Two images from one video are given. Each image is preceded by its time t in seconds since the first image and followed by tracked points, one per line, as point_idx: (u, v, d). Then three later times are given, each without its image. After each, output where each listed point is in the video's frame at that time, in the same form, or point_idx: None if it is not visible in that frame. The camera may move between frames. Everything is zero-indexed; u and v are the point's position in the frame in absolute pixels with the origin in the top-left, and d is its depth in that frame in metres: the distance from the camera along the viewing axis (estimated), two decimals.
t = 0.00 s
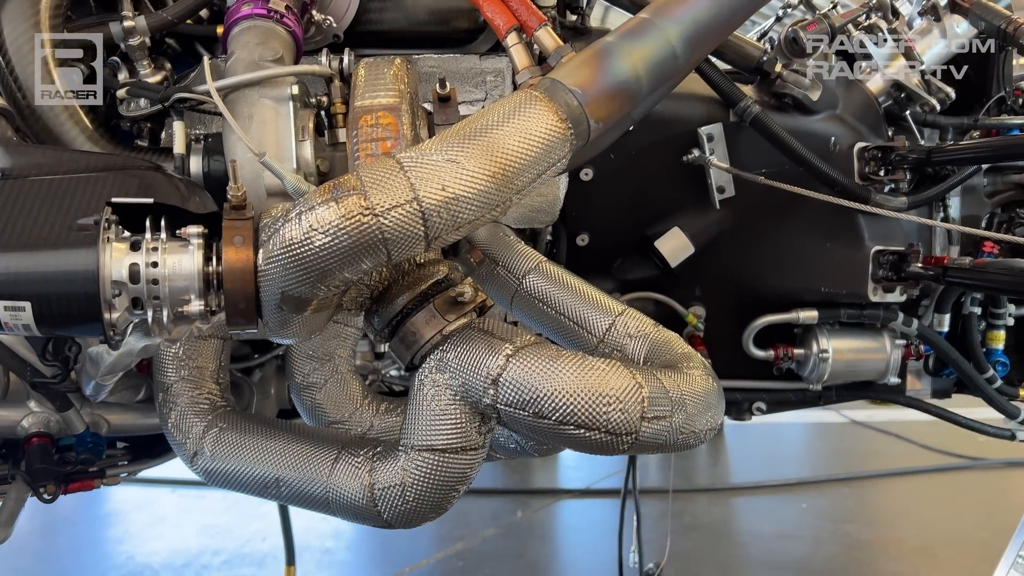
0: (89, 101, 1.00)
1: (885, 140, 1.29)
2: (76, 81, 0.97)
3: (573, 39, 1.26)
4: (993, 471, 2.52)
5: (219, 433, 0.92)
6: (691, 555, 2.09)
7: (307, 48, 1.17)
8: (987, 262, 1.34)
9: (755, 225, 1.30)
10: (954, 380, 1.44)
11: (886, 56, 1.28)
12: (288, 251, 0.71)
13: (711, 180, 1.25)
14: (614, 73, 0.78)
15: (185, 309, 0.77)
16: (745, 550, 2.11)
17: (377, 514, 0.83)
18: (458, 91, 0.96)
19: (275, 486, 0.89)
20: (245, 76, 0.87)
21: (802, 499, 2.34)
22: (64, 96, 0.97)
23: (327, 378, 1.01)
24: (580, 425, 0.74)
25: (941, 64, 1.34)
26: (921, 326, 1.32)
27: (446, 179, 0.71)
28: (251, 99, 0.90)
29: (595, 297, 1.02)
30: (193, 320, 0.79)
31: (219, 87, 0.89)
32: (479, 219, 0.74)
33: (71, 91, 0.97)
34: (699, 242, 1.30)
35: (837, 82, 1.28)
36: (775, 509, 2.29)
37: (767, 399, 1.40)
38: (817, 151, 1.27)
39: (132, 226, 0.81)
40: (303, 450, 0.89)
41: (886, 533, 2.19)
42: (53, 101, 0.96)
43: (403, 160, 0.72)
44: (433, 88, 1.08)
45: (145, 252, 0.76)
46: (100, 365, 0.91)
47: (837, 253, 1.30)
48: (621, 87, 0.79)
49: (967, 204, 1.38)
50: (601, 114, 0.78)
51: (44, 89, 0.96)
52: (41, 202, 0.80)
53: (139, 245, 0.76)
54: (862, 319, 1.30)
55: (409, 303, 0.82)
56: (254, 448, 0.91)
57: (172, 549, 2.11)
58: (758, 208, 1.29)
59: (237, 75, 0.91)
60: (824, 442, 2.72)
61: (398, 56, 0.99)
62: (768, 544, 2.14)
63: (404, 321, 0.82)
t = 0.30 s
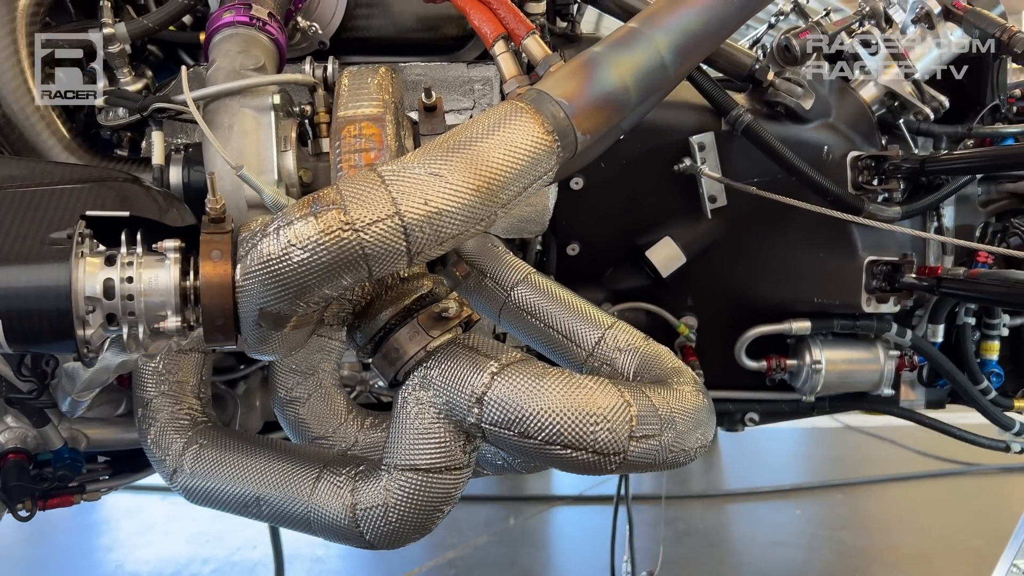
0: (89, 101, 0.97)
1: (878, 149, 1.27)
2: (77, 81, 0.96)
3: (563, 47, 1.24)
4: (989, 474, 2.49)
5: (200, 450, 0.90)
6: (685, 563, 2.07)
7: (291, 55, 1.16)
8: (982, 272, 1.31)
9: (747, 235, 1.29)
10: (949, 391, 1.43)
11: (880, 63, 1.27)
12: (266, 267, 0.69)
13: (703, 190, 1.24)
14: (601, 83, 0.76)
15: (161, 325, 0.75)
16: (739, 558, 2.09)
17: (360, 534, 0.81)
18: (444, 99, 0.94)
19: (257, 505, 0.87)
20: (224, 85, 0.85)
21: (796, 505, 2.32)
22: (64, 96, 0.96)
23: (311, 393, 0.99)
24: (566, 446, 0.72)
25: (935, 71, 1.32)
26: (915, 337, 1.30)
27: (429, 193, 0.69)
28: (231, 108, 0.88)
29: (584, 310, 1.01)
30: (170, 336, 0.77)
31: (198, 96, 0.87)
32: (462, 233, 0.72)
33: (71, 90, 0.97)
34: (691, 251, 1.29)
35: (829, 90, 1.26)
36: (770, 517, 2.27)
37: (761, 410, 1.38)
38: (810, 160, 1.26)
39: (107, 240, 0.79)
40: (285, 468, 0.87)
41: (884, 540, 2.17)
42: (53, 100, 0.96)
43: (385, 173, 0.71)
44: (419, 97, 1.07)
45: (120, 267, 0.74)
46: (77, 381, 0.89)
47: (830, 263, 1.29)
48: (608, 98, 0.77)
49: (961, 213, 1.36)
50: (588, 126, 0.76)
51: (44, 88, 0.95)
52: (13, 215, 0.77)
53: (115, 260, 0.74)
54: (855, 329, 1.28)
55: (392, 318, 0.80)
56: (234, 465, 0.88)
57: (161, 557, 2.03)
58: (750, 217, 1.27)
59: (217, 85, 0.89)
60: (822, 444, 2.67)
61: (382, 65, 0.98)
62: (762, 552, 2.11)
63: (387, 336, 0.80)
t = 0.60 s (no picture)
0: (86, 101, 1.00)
1: (876, 162, 1.27)
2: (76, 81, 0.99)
3: (559, 59, 1.23)
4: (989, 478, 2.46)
5: (191, 471, 0.89)
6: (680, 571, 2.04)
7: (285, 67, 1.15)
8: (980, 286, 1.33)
9: (744, 248, 1.28)
10: (946, 405, 1.42)
11: (877, 77, 1.25)
12: (257, 291, 0.68)
13: (700, 204, 1.23)
14: (597, 103, 0.76)
15: (150, 347, 0.74)
16: (734, 566, 2.05)
17: (353, 559, 0.79)
18: (439, 115, 0.93)
19: (248, 527, 0.86)
20: (215, 102, 0.84)
21: (790, 511, 2.28)
22: (63, 96, 0.99)
23: (304, 411, 0.98)
24: (562, 472, 0.71)
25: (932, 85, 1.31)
26: (913, 351, 1.29)
27: (423, 216, 0.68)
28: (223, 125, 0.87)
29: (581, 328, 1.00)
30: (160, 358, 0.76)
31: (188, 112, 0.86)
32: (457, 257, 0.71)
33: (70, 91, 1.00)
34: (688, 265, 1.28)
35: (825, 102, 1.24)
36: (766, 524, 2.22)
37: (758, 423, 1.38)
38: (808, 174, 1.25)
39: (96, 261, 0.78)
40: (278, 490, 0.86)
41: (880, 547, 2.13)
42: (52, 100, 0.98)
43: (378, 195, 0.69)
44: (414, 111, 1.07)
45: (109, 288, 0.72)
46: (65, 402, 0.88)
47: (829, 277, 1.28)
48: (605, 118, 0.76)
49: (960, 226, 1.36)
50: (584, 146, 0.76)
51: (44, 89, 0.97)
52: None
53: (104, 281, 0.73)
54: (853, 344, 1.27)
55: (386, 340, 0.78)
56: (226, 487, 0.87)
57: (153, 567, 1.96)
58: (747, 231, 1.27)
59: (209, 101, 0.88)
60: (821, 449, 2.62)
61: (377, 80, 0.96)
62: (757, 560, 2.07)
63: (381, 358, 0.78)
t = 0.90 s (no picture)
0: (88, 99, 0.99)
1: (877, 168, 1.26)
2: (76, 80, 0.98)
3: (560, 64, 1.23)
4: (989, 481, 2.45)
5: (191, 479, 0.88)
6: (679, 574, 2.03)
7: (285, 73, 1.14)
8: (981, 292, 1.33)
9: (745, 254, 1.27)
10: (947, 410, 1.42)
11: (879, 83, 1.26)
12: (258, 302, 0.67)
13: (701, 210, 1.23)
14: (600, 113, 0.75)
15: (151, 357, 0.73)
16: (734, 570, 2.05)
17: (354, 570, 0.79)
18: (440, 123, 0.92)
19: (249, 537, 0.86)
20: (216, 109, 0.84)
21: (792, 513, 2.26)
22: (64, 96, 0.99)
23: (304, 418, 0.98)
24: (565, 484, 0.71)
25: (933, 91, 1.31)
26: (914, 357, 1.29)
27: (425, 227, 0.68)
28: (224, 133, 0.86)
29: (582, 335, 0.99)
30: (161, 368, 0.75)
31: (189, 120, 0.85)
32: (460, 267, 0.70)
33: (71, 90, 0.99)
34: (689, 271, 1.27)
35: (828, 109, 1.25)
36: (766, 527, 2.21)
37: (758, 429, 1.38)
38: (810, 180, 1.24)
39: (96, 271, 0.78)
40: (279, 499, 0.85)
41: (877, 551, 2.13)
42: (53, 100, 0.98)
43: (380, 206, 0.69)
44: (415, 117, 1.07)
45: (109, 298, 0.72)
46: (64, 411, 0.88)
47: (830, 284, 1.27)
48: (608, 128, 0.76)
49: (961, 232, 1.36)
50: (586, 156, 0.75)
51: (44, 89, 0.97)
52: None
53: (104, 291, 0.73)
54: (855, 350, 1.27)
55: (387, 349, 0.78)
56: (226, 496, 0.87)
57: (150, 570, 1.96)
58: (748, 237, 1.26)
59: (209, 109, 0.87)
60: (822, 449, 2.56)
61: (378, 87, 0.96)
62: (756, 563, 2.08)
63: (383, 368, 0.78)
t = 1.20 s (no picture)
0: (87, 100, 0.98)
1: (877, 176, 1.26)
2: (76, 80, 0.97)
3: (560, 72, 1.22)
4: (987, 484, 2.45)
5: (189, 490, 0.88)
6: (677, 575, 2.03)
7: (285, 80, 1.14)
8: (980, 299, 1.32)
9: (745, 262, 1.27)
10: (946, 418, 1.42)
11: (879, 91, 1.26)
12: (257, 317, 0.67)
13: (700, 218, 1.23)
14: (599, 127, 0.75)
15: (149, 370, 0.73)
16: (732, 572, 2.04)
17: None
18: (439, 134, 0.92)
19: (247, 548, 0.86)
20: (215, 120, 0.84)
21: (791, 515, 2.26)
22: (64, 96, 0.98)
23: (303, 428, 0.98)
24: (563, 499, 0.71)
25: (934, 99, 1.31)
26: (913, 366, 1.29)
27: (424, 242, 0.67)
28: (222, 144, 0.86)
29: (581, 345, 0.99)
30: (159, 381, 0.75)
31: (187, 130, 0.85)
32: (458, 281, 0.70)
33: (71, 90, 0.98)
34: (688, 278, 1.27)
35: (828, 116, 1.24)
36: (765, 529, 2.20)
37: (757, 436, 1.38)
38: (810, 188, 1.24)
39: (95, 283, 0.78)
40: (277, 511, 0.85)
41: (876, 553, 2.12)
42: (53, 100, 0.98)
43: (379, 221, 0.69)
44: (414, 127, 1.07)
45: (107, 311, 0.72)
46: (62, 422, 0.88)
47: (830, 292, 1.27)
48: (607, 142, 0.76)
49: (961, 240, 1.36)
50: (585, 169, 0.75)
51: (45, 89, 0.97)
52: None
53: (102, 304, 0.73)
54: (854, 358, 1.27)
55: (386, 362, 0.77)
56: (225, 507, 0.87)
57: (149, 572, 1.95)
58: (748, 245, 1.26)
59: (208, 120, 0.87)
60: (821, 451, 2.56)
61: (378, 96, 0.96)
62: (755, 565, 2.08)
63: (381, 382, 0.77)
